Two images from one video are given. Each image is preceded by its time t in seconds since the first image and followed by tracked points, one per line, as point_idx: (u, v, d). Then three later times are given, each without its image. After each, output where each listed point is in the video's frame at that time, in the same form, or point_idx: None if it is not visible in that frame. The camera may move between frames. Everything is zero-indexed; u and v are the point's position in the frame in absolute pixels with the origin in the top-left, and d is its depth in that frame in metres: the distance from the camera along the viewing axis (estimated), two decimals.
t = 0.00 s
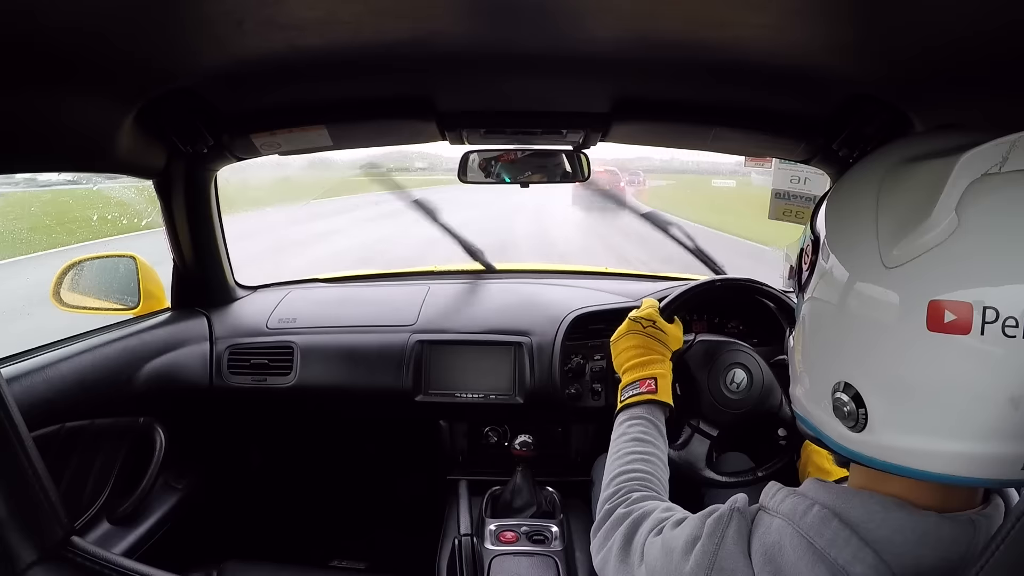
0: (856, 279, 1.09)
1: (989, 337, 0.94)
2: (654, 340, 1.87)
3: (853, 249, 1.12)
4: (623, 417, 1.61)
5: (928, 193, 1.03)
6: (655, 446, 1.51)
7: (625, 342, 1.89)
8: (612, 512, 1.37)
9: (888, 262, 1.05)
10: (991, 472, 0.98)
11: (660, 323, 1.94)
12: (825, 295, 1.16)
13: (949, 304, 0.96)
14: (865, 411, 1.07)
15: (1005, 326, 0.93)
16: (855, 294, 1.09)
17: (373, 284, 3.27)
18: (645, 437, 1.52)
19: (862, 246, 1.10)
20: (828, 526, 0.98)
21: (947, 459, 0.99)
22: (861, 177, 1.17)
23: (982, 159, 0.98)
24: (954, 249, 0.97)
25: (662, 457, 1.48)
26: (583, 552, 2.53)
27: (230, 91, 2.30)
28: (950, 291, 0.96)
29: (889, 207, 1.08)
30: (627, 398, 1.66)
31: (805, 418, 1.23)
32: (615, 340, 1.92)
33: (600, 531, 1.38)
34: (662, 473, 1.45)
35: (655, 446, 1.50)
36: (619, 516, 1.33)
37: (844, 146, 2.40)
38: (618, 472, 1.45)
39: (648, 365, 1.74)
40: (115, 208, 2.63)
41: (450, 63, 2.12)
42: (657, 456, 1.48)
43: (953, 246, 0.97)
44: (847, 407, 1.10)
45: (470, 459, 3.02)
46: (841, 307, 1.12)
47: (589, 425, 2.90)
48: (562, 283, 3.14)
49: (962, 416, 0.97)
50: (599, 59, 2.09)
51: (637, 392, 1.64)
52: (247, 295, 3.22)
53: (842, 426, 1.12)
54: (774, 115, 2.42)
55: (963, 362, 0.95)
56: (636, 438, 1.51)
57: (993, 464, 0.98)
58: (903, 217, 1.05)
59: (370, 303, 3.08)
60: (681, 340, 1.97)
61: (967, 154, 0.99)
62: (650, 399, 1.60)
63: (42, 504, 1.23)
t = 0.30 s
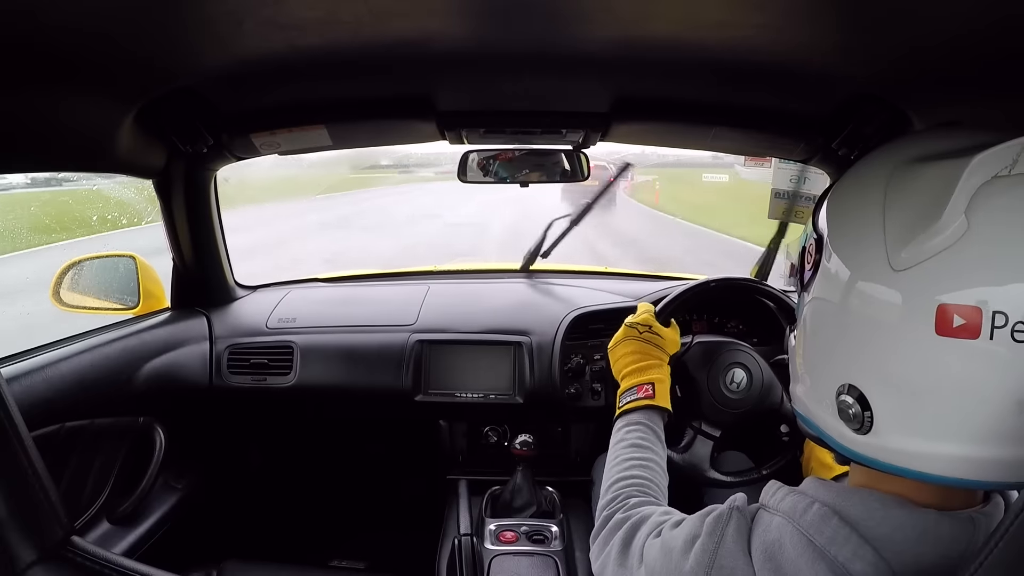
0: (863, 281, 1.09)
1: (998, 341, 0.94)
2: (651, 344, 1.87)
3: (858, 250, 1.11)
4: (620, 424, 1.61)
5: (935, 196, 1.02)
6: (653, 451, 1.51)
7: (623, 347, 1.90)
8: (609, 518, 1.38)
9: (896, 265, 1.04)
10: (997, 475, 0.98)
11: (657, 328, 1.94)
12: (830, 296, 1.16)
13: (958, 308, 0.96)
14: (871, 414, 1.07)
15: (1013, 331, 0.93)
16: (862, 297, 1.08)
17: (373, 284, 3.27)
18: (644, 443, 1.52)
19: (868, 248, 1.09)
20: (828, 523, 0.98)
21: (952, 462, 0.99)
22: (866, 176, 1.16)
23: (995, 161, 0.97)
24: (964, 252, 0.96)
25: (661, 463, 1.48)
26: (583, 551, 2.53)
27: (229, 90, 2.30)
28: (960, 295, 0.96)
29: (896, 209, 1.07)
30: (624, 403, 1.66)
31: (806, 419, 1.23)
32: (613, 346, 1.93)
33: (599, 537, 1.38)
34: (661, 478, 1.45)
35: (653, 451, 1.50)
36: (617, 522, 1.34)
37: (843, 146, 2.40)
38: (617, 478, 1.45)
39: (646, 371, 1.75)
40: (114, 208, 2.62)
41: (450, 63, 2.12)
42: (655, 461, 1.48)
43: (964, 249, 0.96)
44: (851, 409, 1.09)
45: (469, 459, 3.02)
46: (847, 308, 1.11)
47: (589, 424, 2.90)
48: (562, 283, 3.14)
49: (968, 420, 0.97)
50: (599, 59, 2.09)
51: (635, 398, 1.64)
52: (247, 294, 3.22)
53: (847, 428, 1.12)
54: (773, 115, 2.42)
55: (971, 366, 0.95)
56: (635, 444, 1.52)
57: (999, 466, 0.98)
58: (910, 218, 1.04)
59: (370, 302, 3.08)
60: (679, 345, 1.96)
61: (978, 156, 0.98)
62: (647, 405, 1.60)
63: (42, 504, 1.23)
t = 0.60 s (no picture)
0: (870, 274, 1.08)
1: (1006, 330, 0.94)
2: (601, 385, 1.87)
3: (863, 244, 1.10)
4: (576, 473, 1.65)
5: (942, 188, 1.01)
6: (610, 503, 1.55)
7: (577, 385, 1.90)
8: None
9: (903, 257, 1.04)
10: (1005, 464, 0.98)
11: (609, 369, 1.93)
12: (835, 290, 1.15)
13: (968, 298, 0.96)
14: (880, 406, 1.06)
15: (1021, 319, 0.93)
16: (869, 289, 1.08)
17: (373, 284, 3.27)
18: (600, 495, 1.57)
19: (874, 242, 1.09)
20: (829, 518, 0.98)
21: (963, 452, 0.99)
22: (868, 172, 1.16)
23: (1001, 153, 0.96)
24: (972, 243, 0.96)
25: (618, 516, 1.53)
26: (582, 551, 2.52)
27: (229, 91, 2.30)
28: (970, 286, 0.96)
29: (900, 203, 1.06)
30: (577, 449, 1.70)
31: (811, 414, 1.22)
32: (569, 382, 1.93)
33: None
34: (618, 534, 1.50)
35: (610, 504, 1.55)
36: None
37: (842, 146, 2.41)
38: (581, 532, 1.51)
39: (598, 415, 1.78)
40: (114, 209, 2.62)
41: (450, 63, 2.12)
42: (612, 515, 1.53)
43: (972, 241, 0.96)
44: (861, 402, 1.09)
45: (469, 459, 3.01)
46: (854, 302, 1.10)
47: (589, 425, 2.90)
48: (562, 283, 3.14)
49: (978, 410, 0.98)
50: (598, 60, 2.09)
51: (587, 444, 1.69)
52: (247, 295, 3.22)
53: (854, 421, 1.11)
54: (772, 115, 2.43)
55: (980, 355, 0.96)
56: (591, 498, 1.56)
57: (1006, 454, 0.98)
58: (915, 212, 1.04)
59: (370, 303, 3.08)
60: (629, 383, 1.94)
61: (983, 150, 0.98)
62: (598, 452, 1.65)
63: (42, 504, 1.23)
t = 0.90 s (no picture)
0: (883, 273, 1.07)
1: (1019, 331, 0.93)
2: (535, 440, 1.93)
3: (876, 244, 1.10)
4: (515, 487, 1.71)
5: (957, 189, 1.01)
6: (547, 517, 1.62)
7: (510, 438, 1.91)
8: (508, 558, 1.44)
9: (917, 256, 1.03)
10: (1011, 465, 0.98)
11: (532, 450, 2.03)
12: (847, 287, 1.15)
13: (981, 298, 0.95)
14: (890, 405, 1.05)
15: None
16: (882, 287, 1.07)
17: (373, 284, 3.27)
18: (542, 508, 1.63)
19: (887, 240, 1.08)
20: (834, 515, 0.98)
21: (970, 453, 0.98)
22: (882, 172, 1.15)
23: (1017, 155, 0.97)
24: (987, 243, 0.96)
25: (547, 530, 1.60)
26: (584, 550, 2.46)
27: (229, 90, 2.30)
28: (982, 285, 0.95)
29: (917, 202, 1.06)
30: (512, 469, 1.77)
31: (819, 412, 1.22)
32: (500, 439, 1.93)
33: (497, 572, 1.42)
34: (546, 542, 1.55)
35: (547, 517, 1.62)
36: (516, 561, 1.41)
37: (843, 145, 2.40)
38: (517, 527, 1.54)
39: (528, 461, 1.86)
40: (113, 209, 2.61)
41: (450, 63, 2.12)
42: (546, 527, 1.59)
43: (987, 241, 0.96)
44: (870, 400, 1.08)
45: (469, 459, 3.00)
46: (865, 299, 1.10)
47: (589, 425, 2.90)
48: (562, 283, 3.14)
49: (988, 411, 0.97)
50: (599, 59, 2.09)
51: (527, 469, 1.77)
52: (247, 295, 3.22)
53: (862, 420, 1.11)
54: (773, 115, 2.42)
55: (991, 356, 0.95)
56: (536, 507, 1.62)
57: (1013, 456, 0.98)
58: (930, 211, 1.03)
59: (370, 302, 3.08)
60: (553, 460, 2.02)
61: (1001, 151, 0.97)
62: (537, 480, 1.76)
63: (41, 504, 1.22)
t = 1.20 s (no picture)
0: (880, 274, 1.07)
1: (1017, 329, 0.94)
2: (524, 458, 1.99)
3: (873, 245, 1.09)
4: (497, 500, 1.74)
5: (952, 189, 1.01)
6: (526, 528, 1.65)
7: (500, 444, 1.98)
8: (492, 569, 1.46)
9: (914, 256, 1.03)
10: (1013, 465, 0.99)
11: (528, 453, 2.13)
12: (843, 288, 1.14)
13: (979, 297, 0.95)
14: (889, 406, 1.05)
15: None
16: (879, 288, 1.07)
17: (373, 284, 3.27)
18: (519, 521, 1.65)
19: (884, 241, 1.07)
20: (834, 518, 0.99)
21: (971, 453, 0.99)
22: (876, 172, 1.15)
23: (1012, 153, 0.97)
24: (984, 242, 0.96)
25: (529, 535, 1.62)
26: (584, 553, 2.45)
27: (229, 91, 2.30)
28: (981, 285, 0.95)
29: (912, 202, 1.06)
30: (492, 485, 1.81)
31: (815, 414, 1.21)
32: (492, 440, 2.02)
33: None
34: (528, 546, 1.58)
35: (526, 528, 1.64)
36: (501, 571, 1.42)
37: (843, 145, 2.40)
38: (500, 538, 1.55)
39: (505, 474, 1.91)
40: (113, 209, 2.61)
41: (450, 62, 2.12)
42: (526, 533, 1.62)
43: (984, 239, 0.96)
44: (869, 402, 1.07)
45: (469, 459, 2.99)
46: (862, 300, 1.09)
47: (589, 424, 2.90)
48: (562, 283, 3.14)
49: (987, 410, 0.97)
50: (598, 59, 2.09)
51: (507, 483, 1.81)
52: (247, 294, 3.22)
53: (861, 421, 1.10)
54: (773, 114, 2.42)
55: (989, 354, 0.95)
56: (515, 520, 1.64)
57: (1012, 454, 0.98)
58: (926, 212, 1.03)
59: (370, 302, 3.08)
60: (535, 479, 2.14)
61: (995, 151, 0.97)
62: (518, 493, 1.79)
63: (41, 503, 1.22)
